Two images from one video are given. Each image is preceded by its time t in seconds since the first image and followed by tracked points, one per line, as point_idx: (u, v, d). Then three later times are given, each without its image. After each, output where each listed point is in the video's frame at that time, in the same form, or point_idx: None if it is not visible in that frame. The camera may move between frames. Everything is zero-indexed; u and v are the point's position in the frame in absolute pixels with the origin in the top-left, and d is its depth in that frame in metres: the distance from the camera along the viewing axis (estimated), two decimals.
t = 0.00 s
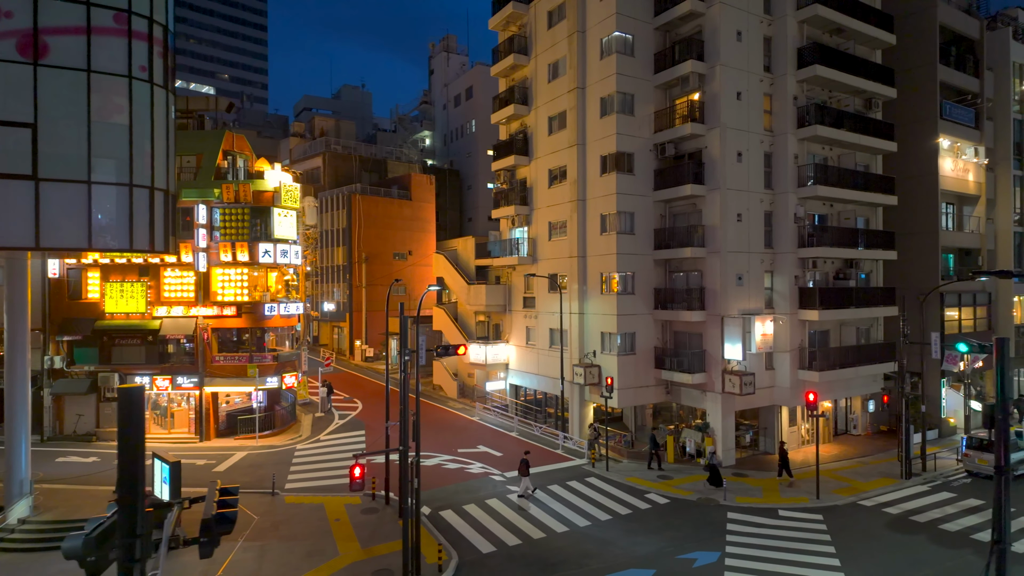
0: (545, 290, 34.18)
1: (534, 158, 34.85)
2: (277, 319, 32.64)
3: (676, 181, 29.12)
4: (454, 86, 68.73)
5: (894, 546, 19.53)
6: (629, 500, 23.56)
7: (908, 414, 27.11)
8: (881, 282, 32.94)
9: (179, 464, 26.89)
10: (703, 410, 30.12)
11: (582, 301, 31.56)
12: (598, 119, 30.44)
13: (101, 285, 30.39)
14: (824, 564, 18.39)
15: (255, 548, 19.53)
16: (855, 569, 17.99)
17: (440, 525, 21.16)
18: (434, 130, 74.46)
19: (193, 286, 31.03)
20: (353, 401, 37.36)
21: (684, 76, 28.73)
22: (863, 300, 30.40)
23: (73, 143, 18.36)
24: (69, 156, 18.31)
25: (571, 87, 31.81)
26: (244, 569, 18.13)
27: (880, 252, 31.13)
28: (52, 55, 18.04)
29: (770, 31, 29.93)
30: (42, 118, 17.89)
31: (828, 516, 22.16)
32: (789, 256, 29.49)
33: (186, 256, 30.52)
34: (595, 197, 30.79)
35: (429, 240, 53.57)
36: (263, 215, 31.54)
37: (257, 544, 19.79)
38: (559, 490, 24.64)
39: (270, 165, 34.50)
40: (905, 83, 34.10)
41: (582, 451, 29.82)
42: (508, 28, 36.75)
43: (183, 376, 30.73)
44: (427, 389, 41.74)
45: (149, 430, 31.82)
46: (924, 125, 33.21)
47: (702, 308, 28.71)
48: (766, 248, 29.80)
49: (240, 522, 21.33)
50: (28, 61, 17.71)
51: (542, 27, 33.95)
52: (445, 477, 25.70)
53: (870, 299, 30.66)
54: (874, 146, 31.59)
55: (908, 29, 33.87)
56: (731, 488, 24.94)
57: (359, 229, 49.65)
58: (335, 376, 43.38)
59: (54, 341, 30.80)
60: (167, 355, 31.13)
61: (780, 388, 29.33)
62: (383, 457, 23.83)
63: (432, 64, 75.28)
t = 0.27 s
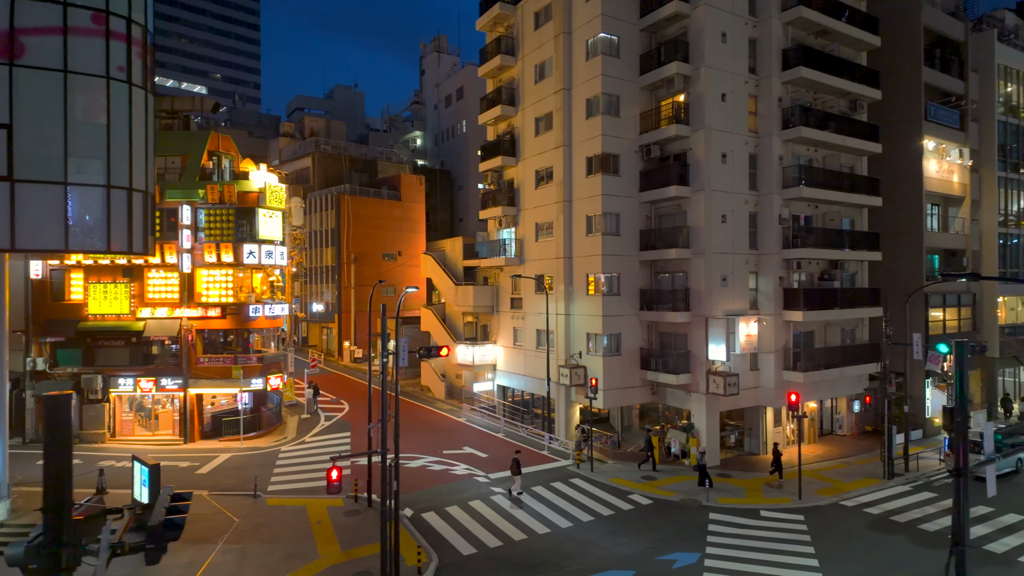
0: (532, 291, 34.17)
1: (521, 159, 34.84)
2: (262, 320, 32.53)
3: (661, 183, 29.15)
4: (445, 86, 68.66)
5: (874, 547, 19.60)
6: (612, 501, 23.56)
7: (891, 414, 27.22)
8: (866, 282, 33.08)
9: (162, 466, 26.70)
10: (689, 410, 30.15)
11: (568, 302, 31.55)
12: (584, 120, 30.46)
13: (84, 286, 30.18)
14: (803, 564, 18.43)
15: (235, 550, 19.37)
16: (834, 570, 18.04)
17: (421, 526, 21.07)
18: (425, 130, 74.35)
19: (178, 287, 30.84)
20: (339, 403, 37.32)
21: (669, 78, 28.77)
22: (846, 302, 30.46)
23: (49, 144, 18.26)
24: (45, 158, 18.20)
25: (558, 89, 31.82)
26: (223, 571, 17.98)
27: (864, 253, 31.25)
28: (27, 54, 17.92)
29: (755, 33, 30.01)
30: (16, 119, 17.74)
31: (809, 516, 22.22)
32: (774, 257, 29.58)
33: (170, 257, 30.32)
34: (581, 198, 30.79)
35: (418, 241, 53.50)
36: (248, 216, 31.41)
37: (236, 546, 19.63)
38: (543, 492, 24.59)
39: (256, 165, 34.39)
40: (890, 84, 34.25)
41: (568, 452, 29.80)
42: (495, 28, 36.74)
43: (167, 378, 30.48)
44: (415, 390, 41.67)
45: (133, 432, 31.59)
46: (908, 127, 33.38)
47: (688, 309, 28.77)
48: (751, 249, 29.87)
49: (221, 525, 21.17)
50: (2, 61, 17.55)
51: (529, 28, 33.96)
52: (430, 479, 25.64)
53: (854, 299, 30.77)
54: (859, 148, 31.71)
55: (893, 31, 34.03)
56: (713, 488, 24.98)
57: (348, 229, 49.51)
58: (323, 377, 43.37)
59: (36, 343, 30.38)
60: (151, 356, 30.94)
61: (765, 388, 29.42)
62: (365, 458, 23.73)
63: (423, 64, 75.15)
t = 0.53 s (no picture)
0: (509, 291, 34.17)
1: (499, 159, 34.83)
2: (235, 320, 32.19)
3: (636, 183, 29.31)
4: (425, 85, 68.40)
5: (840, 543, 19.88)
6: (586, 500, 23.64)
7: (860, 412, 27.68)
8: (837, 283, 33.57)
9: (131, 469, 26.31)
10: (663, 409, 30.35)
11: (545, 302, 31.59)
12: (560, 121, 30.54)
13: (52, 286, 29.68)
14: (770, 561, 18.63)
15: (202, 553, 19.03)
16: (801, 566, 18.26)
17: (393, 527, 20.94)
18: (406, 130, 74.01)
19: (149, 286, 30.40)
20: (315, 403, 37.09)
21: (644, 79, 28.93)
22: (819, 301, 30.82)
23: (13, 137, 19.12)
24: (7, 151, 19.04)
25: (534, 89, 31.88)
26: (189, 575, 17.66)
27: (836, 254, 31.69)
28: None
29: (729, 35, 30.30)
30: None
31: (779, 514, 22.48)
32: (747, 257, 29.90)
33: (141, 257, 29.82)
34: (557, 198, 30.86)
35: (398, 241, 53.26)
36: (222, 214, 31.03)
37: (204, 549, 19.30)
38: (517, 491, 24.58)
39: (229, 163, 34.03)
40: (861, 87, 34.78)
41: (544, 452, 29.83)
42: (473, 28, 36.70)
43: (138, 379, 30.00)
44: (393, 390, 41.49)
45: (103, 434, 31.16)
46: (879, 129, 33.92)
47: (662, 309, 28.98)
48: (724, 250, 30.15)
49: (189, 527, 20.83)
50: None
51: (506, 28, 33.98)
52: (404, 480, 25.49)
53: (825, 299, 31.21)
54: (831, 150, 32.15)
55: (864, 35, 34.56)
56: (685, 486, 25.18)
57: (326, 229, 49.14)
58: (300, 378, 43.05)
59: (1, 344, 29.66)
60: (121, 357, 30.48)
61: (738, 387, 29.74)
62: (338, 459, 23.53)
63: (404, 63, 74.82)
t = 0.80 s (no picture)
0: (473, 292, 34.12)
1: (463, 160, 34.76)
2: (191, 321, 31.52)
3: (598, 185, 29.55)
4: (393, 84, 67.79)
5: (791, 538, 20.40)
6: (545, 500, 23.76)
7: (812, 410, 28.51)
8: (793, 284, 34.44)
9: (79, 477, 25.40)
10: (625, 409, 30.68)
11: (508, 303, 31.60)
12: (523, 122, 30.63)
13: None
14: (723, 557, 19.01)
15: (150, 561, 18.48)
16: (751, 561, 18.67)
17: (349, 531, 20.71)
18: (372, 128, 73.23)
19: (100, 287, 29.40)
20: (274, 406, 36.52)
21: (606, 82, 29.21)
22: (775, 302, 31.59)
23: None
24: None
25: (498, 90, 31.91)
26: None
27: (792, 256, 32.49)
28: None
29: (689, 41, 30.77)
30: None
31: (734, 510, 22.93)
32: (706, 259, 30.43)
33: (92, 256, 28.89)
34: (520, 199, 30.94)
35: (363, 241, 52.73)
36: (177, 213, 30.28)
37: (152, 557, 18.74)
38: (477, 493, 24.53)
39: (185, 162, 33.27)
40: (817, 93, 35.71)
41: (507, 453, 29.84)
42: (437, 28, 36.55)
43: (88, 383, 28.87)
44: (355, 392, 41.07)
45: (50, 440, 29.89)
46: (833, 135, 34.88)
47: (623, 310, 29.30)
48: (684, 251, 30.62)
49: (138, 535, 20.22)
50: None
51: (471, 29, 33.94)
52: (363, 483, 25.22)
53: (781, 300, 31.93)
54: (787, 154, 32.90)
55: (820, 42, 35.47)
56: (644, 485, 25.50)
57: (289, 229, 48.33)
58: (260, 381, 42.27)
59: None
60: (70, 360, 29.42)
61: (696, 386, 30.26)
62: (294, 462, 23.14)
63: (371, 61, 74.04)
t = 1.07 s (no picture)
0: (413, 292, 33.77)
1: (403, 158, 34.35)
2: (112, 324, 29.93)
3: (538, 186, 29.74)
4: (335, 80, 66.32)
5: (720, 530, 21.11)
6: (483, 500, 23.72)
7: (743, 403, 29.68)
8: (726, 284, 35.68)
9: None
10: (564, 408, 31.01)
11: (449, 303, 31.41)
12: (463, 122, 30.53)
13: None
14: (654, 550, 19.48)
15: None
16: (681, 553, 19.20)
17: (279, 539, 20.08)
18: (314, 124, 71.35)
19: (9, 287, 27.23)
20: (204, 411, 35.11)
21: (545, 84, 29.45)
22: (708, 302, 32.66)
23: None
24: None
25: (438, 89, 31.69)
26: None
27: (724, 257, 33.66)
28: None
29: (627, 46, 31.39)
30: None
31: (667, 504, 23.56)
32: (643, 259, 31.12)
33: None
34: (461, 199, 30.81)
35: (302, 240, 51.43)
36: (97, 210, 28.74)
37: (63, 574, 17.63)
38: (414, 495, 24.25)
39: (107, 155, 31.57)
40: (747, 100, 37.12)
41: (447, 454, 29.65)
42: (377, 24, 36.00)
43: None
44: (292, 396, 39.94)
45: None
46: (762, 141, 36.32)
47: (563, 309, 29.59)
48: (622, 252, 31.22)
49: (48, 551, 19.00)
50: None
51: (411, 26, 33.58)
52: (296, 488, 24.53)
53: (714, 299, 33.02)
54: (720, 159, 34.06)
55: (751, 51, 36.87)
56: (581, 482, 25.84)
57: (223, 227, 46.58)
58: (191, 385, 40.58)
59: None
60: None
61: (634, 384, 30.89)
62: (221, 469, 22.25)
63: (312, 56, 72.25)
